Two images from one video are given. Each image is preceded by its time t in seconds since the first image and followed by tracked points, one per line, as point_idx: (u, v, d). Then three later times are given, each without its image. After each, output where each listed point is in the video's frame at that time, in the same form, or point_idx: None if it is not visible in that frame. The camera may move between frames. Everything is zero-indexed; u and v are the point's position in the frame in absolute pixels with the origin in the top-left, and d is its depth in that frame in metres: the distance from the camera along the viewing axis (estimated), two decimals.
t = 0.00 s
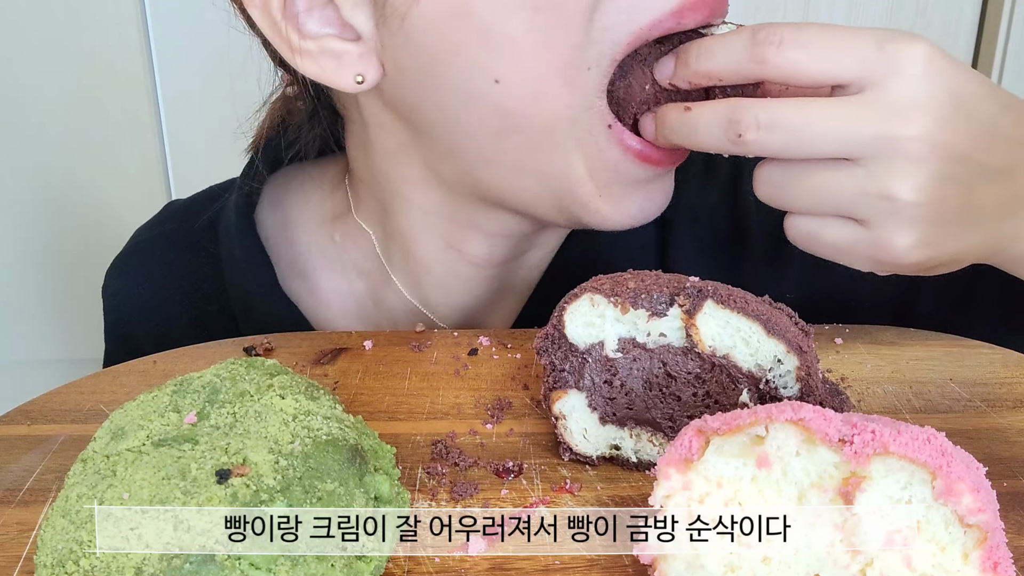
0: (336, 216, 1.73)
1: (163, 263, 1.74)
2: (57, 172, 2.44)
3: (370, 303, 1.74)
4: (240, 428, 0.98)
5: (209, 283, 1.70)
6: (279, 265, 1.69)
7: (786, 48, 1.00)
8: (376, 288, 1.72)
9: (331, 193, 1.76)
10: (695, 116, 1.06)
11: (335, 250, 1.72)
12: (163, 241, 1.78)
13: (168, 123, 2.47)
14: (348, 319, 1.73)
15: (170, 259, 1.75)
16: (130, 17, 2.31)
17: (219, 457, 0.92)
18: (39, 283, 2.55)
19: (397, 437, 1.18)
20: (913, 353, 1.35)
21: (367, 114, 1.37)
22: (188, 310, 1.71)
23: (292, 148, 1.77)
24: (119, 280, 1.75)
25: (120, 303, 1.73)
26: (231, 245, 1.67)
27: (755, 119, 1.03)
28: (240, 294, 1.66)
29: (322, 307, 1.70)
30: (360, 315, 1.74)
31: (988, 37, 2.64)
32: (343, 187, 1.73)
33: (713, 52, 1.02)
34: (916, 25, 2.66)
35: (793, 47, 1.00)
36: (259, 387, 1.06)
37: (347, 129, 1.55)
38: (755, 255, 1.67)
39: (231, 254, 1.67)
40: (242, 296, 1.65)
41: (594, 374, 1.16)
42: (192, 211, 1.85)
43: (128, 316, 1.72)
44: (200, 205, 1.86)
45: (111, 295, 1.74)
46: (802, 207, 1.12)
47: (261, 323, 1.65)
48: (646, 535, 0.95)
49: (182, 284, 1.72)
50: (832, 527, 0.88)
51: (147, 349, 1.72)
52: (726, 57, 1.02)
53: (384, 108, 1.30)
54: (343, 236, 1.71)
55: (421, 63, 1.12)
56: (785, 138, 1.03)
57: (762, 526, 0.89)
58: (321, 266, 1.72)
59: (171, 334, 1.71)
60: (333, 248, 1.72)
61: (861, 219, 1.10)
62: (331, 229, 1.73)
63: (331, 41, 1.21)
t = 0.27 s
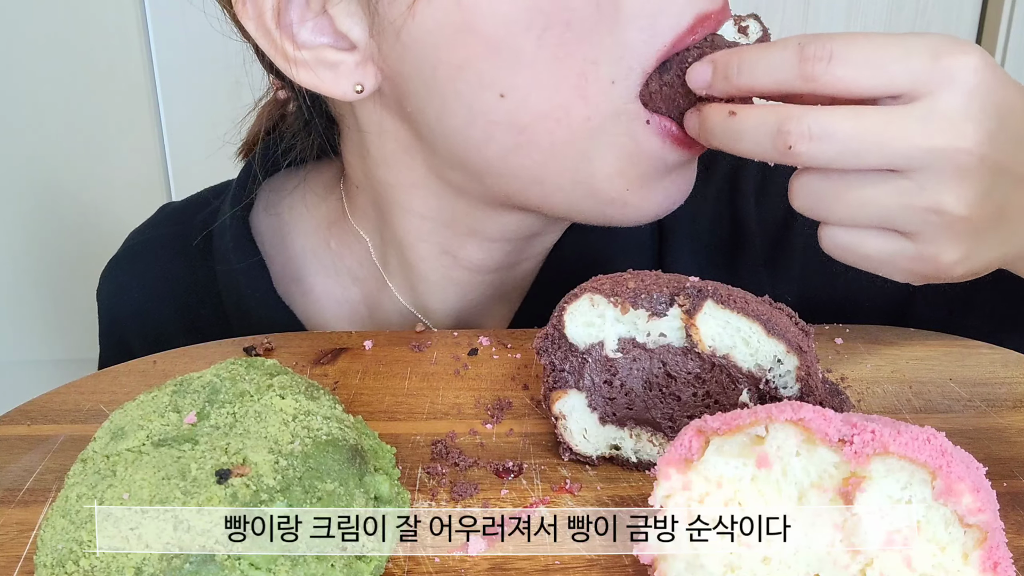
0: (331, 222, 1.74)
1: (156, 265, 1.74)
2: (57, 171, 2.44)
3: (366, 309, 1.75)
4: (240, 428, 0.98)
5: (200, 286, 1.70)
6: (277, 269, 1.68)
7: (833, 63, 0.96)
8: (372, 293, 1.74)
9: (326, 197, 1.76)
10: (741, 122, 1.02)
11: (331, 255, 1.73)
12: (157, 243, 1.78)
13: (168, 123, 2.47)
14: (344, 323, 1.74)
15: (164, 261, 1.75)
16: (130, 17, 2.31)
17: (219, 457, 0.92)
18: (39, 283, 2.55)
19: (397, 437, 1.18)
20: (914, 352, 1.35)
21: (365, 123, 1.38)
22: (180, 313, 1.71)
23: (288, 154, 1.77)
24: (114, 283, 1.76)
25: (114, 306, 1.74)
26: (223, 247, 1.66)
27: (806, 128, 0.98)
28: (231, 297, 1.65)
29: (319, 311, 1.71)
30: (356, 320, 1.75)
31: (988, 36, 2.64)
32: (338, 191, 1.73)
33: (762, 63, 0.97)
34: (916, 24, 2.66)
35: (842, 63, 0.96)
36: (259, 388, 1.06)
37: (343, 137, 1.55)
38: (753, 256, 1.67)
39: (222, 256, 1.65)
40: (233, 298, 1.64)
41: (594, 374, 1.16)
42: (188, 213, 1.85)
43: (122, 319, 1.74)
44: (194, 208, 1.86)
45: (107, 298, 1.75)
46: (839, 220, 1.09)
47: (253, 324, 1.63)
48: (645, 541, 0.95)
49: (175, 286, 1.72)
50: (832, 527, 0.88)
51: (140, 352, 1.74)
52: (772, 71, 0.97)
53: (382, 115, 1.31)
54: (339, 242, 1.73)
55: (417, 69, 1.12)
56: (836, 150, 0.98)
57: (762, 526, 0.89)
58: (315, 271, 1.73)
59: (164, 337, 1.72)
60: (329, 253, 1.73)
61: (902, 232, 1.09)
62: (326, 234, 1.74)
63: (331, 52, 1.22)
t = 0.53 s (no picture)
0: (330, 226, 1.73)
1: (154, 265, 1.74)
2: (56, 172, 2.44)
3: (364, 310, 1.75)
4: (240, 428, 0.98)
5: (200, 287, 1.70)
6: (274, 271, 1.68)
7: (840, 47, 0.93)
8: (370, 295, 1.74)
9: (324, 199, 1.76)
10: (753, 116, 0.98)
11: (328, 257, 1.74)
12: (155, 244, 1.78)
13: (168, 123, 2.47)
14: (343, 324, 1.74)
15: (162, 261, 1.75)
16: (129, 17, 2.31)
17: (219, 457, 0.92)
18: (39, 283, 2.55)
19: (397, 437, 1.18)
20: (914, 352, 1.35)
21: (367, 131, 1.38)
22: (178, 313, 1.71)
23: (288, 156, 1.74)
24: (111, 283, 1.75)
25: (111, 307, 1.73)
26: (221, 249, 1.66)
27: (828, 118, 0.94)
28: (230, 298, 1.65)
29: (315, 313, 1.72)
30: (354, 322, 1.75)
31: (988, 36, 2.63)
32: (336, 194, 1.72)
33: (765, 51, 0.96)
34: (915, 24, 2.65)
35: (847, 48, 0.93)
36: (259, 388, 1.06)
37: (343, 142, 1.54)
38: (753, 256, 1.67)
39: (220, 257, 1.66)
40: (232, 298, 1.64)
41: (594, 374, 1.16)
42: (186, 213, 1.85)
43: (119, 319, 1.73)
44: (192, 209, 1.86)
45: (103, 298, 1.75)
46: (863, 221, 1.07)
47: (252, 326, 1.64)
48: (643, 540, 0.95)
49: (173, 287, 1.72)
50: (832, 527, 0.88)
51: (136, 352, 1.74)
52: (781, 60, 0.95)
53: (383, 123, 1.31)
54: (336, 244, 1.73)
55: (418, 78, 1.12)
56: (856, 140, 0.94)
57: (762, 525, 0.89)
58: (313, 274, 1.73)
59: (162, 338, 1.72)
60: (326, 255, 1.74)
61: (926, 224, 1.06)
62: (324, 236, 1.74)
63: (331, 63, 1.21)
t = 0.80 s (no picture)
0: (329, 222, 1.73)
1: (154, 265, 1.74)
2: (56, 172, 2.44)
3: (364, 310, 1.74)
4: (240, 428, 0.98)
5: (200, 286, 1.70)
6: (273, 271, 1.69)
7: (876, 51, 0.93)
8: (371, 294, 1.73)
9: (323, 197, 1.75)
10: (781, 134, 0.99)
11: (327, 256, 1.73)
12: (154, 243, 1.77)
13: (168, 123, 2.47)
14: (343, 324, 1.74)
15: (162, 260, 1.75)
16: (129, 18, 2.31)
17: (219, 457, 0.92)
18: (39, 283, 2.55)
19: (397, 437, 1.18)
20: (914, 353, 1.35)
21: (367, 129, 1.38)
22: (179, 312, 1.71)
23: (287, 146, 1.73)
24: (112, 282, 1.75)
25: (111, 306, 1.73)
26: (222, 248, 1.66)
27: (855, 133, 0.97)
28: (230, 297, 1.65)
29: (315, 312, 1.72)
30: (355, 322, 1.75)
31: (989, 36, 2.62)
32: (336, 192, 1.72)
33: (800, 55, 0.94)
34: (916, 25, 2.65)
35: (883, 51, 0.93)
36: (259, 388, 1.06)
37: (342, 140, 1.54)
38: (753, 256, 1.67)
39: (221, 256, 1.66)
40: (232, 298, 1.64)
41: (594, 374, 1.16)
42: (186, 211, 1.85)
43: (120, 318, 1.73)
44: (193, 207, 1.86)
45: (104, 297, 1.75)
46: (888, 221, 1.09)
47: (252, 326, 1.64)
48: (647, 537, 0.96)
49: (173, 286, 1.72)
50: (832, 527, 0.88)
51: (137, 352, 1.75)
52: (815, 65, 0.94)
53: (383, 123, 1.31)
54: (335, 243, 1.72)
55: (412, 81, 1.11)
56: (885, 152, 0.97)
57: (762, 525, 0.89)
58: (313, 272, 1.73)
59: (163, 337, 1.72)
60: (325, 254, 1.73)
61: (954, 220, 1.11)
62: (323, 235, 1.74)
63: (319, 63, 1.22)
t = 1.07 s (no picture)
0: (329, 221, 1.73)
1: (155, 264, 1.74)
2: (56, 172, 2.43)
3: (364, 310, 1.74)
4: (240, 428, 0.98)
5: (201, 285, 1.70)
6: (273, 270, 1.69)
7: (921, 97, 0.94)
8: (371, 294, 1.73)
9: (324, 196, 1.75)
10: (809, 171, 1.00)
11: (328, 254, 1.73)
12: (155, 242, 1.77)
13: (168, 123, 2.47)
14: (343, 323, 1.74)
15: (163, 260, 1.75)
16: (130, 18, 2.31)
17: (219, 457, 0.92)
18: (39, 284, 2.55)
19: (397, 437, 1.18)
20: (914, 352, 1.35)
21: (368, 125, 1.37)
22: (180, 311, 1.72)
23: (289, 143, 1.74)
24: (113, 281, 1.76)
25: (113, 305, 1.74)
26: (223, 246, 1.66)
27: (885, 177, 0.99)
28: (231, 296, 1.65)
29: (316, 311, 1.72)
30: (355, 321, 1.74)
31: (988, 36, 2.61)
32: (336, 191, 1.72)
33: (842, 93, 0.93)
34: (915, 26, 2.65)
35: (928, 97, 0.94)
36: (259, 388, 1.06)
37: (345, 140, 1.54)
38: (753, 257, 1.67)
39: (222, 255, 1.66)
40: (234, 297, 1.65)
41: (594, 374, 1.16)
42: (188, 210, 1.85)
43: (122, 318, 1.74)
44: (193, 206, 1.86)
45: (106, 297, 1.75)
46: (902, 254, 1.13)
47: (253, 325, 1.64)
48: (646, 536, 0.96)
49: (174, 285, 1.72)
50: (832, 527, 0.88)
51: (139, 352, 1.75)
52: (855, 105, 0.94)
53: (383, 122, 1.31)
54: (335, 242, 1.72)
55: (409, 83, 1.11)
56: (912, 197, 1.00)
57: (762, 525, 0.89)
58: (314, 272, 1.73)
59: (164, 336, 1.73)
60: (326, 252, 1.73)
61: (973, 267, 1.15)
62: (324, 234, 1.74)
63: (324, 59, 1.22)
